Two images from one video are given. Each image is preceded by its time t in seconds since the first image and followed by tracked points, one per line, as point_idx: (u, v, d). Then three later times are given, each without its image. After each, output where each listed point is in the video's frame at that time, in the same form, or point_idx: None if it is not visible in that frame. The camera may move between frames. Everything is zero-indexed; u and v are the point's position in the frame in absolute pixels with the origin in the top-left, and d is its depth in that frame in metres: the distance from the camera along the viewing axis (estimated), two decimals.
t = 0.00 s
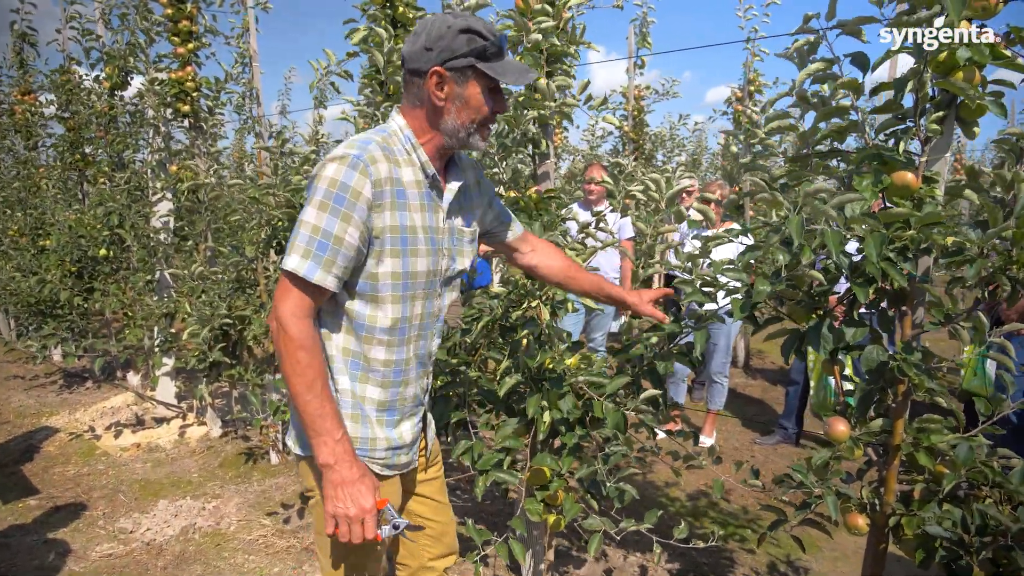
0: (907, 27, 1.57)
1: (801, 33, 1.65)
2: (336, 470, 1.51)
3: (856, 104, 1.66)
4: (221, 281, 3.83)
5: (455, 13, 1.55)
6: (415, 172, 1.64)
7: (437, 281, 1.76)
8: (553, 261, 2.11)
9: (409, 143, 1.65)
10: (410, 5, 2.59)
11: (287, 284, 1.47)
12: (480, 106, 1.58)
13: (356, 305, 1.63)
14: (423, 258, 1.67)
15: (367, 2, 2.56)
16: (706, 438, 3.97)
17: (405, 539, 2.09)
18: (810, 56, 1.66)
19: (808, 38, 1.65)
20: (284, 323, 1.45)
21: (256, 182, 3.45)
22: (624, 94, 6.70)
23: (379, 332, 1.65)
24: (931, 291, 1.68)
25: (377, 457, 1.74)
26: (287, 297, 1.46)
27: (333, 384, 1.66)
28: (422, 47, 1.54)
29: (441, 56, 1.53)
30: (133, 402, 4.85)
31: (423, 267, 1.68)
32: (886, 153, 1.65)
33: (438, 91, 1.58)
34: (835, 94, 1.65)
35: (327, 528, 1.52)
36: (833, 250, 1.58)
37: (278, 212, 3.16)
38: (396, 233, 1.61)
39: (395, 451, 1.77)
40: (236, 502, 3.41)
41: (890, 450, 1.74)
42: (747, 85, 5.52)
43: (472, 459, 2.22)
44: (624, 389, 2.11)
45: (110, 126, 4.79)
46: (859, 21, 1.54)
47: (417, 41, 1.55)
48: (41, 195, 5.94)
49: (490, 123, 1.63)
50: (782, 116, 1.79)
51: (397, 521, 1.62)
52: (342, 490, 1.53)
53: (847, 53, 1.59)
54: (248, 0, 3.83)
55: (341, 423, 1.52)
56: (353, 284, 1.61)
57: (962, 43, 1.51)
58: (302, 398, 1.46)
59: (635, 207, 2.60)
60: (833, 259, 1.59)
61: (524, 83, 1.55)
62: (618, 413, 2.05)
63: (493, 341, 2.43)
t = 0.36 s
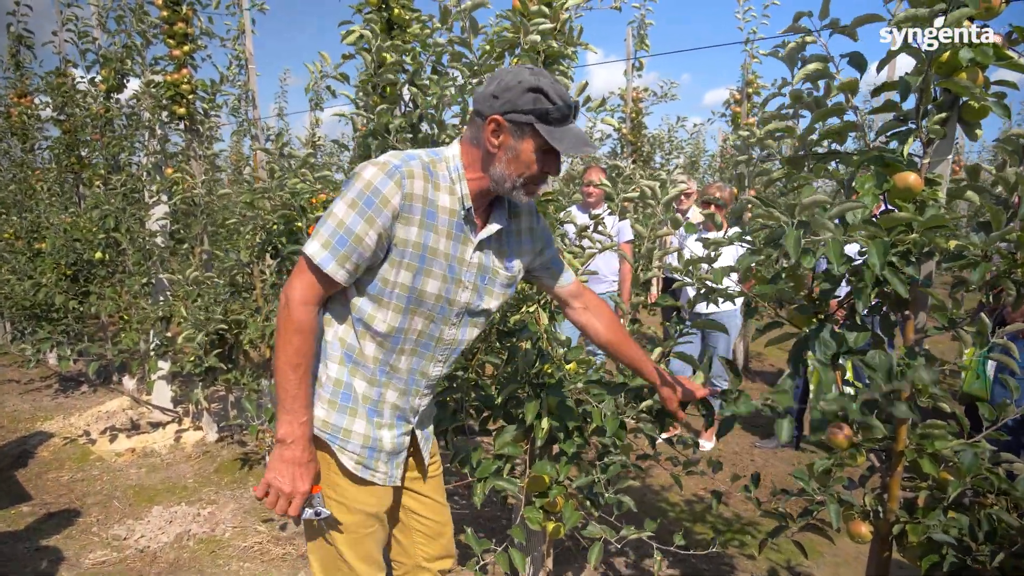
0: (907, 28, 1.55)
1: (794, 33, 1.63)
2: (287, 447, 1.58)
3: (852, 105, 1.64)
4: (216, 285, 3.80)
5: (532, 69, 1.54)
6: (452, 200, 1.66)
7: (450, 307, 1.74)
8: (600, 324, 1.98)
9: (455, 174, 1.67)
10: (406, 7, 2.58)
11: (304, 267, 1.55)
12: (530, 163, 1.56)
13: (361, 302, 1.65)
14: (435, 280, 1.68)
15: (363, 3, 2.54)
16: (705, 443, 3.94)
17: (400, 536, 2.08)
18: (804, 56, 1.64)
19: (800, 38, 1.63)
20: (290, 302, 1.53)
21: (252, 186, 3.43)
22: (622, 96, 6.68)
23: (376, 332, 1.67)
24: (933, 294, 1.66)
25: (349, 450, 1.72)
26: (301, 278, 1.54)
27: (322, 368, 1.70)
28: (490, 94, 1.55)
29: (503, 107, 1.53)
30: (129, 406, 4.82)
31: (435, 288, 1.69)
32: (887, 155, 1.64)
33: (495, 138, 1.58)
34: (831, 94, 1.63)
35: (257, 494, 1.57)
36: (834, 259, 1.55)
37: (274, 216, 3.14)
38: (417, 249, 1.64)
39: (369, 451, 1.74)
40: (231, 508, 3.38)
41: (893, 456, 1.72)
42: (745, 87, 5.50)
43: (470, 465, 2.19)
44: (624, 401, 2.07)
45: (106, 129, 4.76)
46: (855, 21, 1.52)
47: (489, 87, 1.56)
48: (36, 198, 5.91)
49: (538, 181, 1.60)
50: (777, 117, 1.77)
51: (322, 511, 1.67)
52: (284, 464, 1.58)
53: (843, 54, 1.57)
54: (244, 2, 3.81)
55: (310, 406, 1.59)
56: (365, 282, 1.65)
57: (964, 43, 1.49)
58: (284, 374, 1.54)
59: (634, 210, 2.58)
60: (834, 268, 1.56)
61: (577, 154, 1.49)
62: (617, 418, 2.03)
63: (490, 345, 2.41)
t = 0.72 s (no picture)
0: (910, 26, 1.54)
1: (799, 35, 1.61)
2: (318, 472, 1.53)
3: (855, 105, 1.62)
4: (211, 288, 3.77)
5: (541, 67, 1.53)
6: (455, 203, 1.64)
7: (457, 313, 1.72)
8: (588, 320, 2.03)
9: (458, 175, 1.64)
10: (401, 7, 2.56)
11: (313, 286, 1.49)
12: (538, 160, 1.54)
13: (368, 313, 1.62)
14: (442, 285, 1.66)
15: (357, 4, 2.52)
16: (703, 446, 3.92)
17: (396, 541, 2.04)
18: (808, 56, 1.62)
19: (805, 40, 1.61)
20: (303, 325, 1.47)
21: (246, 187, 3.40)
22: (620, 98, 6.66)
23: (381, 342, 1.63)
24: (934, 295, 1.63)
25: (347, 458, 1.70)
26: (311, 298, 1.48)
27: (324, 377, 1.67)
28: (499, 91, 1.52)
29: (513, 104, 1.51)
30: (123, 410, 4.78)
31: (442, 293, 1.67)
32: (887, 155, 1.62)
33: (503, 135, 1.55)
34: (833, 94, 1.61)
35: (287, 520, 1.52)
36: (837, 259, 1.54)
37: (269, 217, 3.11)
38: (423, 256, 1.61)
39: (368, 460, 1.71)
40: (225, 513, 3.34)
41: (894, 461, 1.69)
42: (744, 89, 5.48)
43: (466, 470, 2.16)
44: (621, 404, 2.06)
45: (100, 131, 4.73)
46: (859, 21, 1.50)
47: (497, 85, 1.54)
48: (31, 201, 5.87)
49: (544, 178, 1.58)
50: (779, 117, 1.75)
51: (352, 540, 1.60)
52: (312, 488, 1.53)
53: (847, 55, 1.56)
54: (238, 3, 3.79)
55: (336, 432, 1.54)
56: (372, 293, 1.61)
57: (964, 43, 1.46)
58: (304, 401, 1.49)
59: (631, 212, 2.56)
60: (839, 267, 1.54)
61: (587, 150, 1.49)
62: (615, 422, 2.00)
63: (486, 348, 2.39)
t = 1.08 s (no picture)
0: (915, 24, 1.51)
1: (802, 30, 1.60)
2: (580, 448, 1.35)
3: (854, 104, 1.61)
4: (206, 289, 3.75)
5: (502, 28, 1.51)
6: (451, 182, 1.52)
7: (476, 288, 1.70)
8: (504, 297, 1.97)
9: (441, 154, 1.54)
10: (396, 6, 2.54)
11: (456, 313, 1.35)
12: (511, 121, 1.56)
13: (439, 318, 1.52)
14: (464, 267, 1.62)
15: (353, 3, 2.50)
16: (701, 448, 3.91)
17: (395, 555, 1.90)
18: (808, 53, 1.61)
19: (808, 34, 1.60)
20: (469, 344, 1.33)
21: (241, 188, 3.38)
22: (618, 99, 6.65)
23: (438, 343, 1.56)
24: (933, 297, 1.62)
25: (407, 469, 1.60)
26: (463, 325, 1.34)
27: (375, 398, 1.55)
28: (475, 56, 1.46)
29: (491, 67, 1.47)
30: (117, 412, 4.75)
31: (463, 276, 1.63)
32: (887, 155, 1.61)
33: (481, 100, 1.51)
34: (834, 93, 1.60)
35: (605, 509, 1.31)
36: (839, 260, 1.54)
37: (263, 218, 3.09)
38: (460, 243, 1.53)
39: (427, 464, 1.64)
40: (220, 516, 3.31)
41: (893, 464, 1.68)
42: (741, 89, 5.47)
43: (461, 474, 2.14)
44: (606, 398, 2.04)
45: (95, 131, 4.70)
46: (861, 18, 1.49)
47: (468, 49, 1.46)
48: (25, 201, 5.83)
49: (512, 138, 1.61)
50: (777, 117, 1.73)
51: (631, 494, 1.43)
52: (596, 461, 1.33)
53: (848, 52, 1.54)
54: (234, 3, 3.77)
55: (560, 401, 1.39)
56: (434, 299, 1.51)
57: (964, 43, 1.46)
58: (519, 401, 1.33)
59: (628, 213, 2.54)
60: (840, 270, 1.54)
61: (558, 107, 1.54)
62: (612, 425, 1.99)
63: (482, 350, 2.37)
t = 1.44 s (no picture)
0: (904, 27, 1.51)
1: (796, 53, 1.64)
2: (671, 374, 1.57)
3: (852, 116, 1.61)
4: (203, 297, 3.73)
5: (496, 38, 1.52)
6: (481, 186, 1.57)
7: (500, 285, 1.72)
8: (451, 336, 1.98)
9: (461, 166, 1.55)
10: (394, 14, 2.54)
11: (551, 294, 1.44)
12: (512, 128, 1.56)
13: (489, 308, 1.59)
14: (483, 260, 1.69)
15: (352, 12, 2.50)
16: (701, 457, 3.89)
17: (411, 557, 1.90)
18: (805, 72, 1.61)
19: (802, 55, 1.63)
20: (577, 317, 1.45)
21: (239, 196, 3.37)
22: (617, 107, 6.67)
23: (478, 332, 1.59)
24: (936, 307, 1.60)
25: (443, 459, 1.62)
26: (563, 300, 1.44)
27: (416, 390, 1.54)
28: (463, 68, 1.50)
29: (481, 78, 1.50)
30: (113, 421, 4.72)
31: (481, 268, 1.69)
32: (887, 165, 1.60)
33: (475, 110, 1.54)
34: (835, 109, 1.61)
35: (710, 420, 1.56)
36: (836, 272, 1.50)
37: (260, 226, 3.07)
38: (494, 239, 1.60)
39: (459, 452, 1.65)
40: (216, 527, 3.28)
41: (897, 476, 1.66)
42: (740, 97, 5.48)
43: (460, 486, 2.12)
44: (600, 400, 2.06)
45: (93, 138, 4.69)
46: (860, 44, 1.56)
47: (459, 63, 1.52)
48: (23, 209, 5.81)
49: (519, 145, 1.61)
50: (779, 134, 1.74)
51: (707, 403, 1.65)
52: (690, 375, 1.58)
53: (844, 70, 1.57)
54: (233, 11, 3.77)
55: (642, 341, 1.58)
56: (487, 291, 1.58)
57: (963, 44, 1.44)
58: (625, 349, 1.51)
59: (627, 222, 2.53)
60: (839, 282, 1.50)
61: (557, 109, 1.52)
62: (612, 435, 1.98)
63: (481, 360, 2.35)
